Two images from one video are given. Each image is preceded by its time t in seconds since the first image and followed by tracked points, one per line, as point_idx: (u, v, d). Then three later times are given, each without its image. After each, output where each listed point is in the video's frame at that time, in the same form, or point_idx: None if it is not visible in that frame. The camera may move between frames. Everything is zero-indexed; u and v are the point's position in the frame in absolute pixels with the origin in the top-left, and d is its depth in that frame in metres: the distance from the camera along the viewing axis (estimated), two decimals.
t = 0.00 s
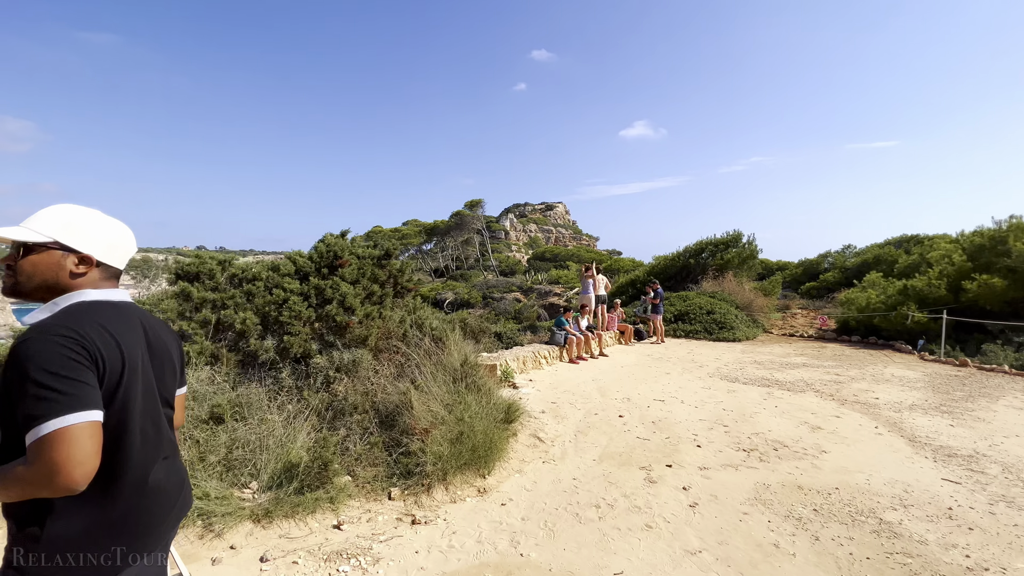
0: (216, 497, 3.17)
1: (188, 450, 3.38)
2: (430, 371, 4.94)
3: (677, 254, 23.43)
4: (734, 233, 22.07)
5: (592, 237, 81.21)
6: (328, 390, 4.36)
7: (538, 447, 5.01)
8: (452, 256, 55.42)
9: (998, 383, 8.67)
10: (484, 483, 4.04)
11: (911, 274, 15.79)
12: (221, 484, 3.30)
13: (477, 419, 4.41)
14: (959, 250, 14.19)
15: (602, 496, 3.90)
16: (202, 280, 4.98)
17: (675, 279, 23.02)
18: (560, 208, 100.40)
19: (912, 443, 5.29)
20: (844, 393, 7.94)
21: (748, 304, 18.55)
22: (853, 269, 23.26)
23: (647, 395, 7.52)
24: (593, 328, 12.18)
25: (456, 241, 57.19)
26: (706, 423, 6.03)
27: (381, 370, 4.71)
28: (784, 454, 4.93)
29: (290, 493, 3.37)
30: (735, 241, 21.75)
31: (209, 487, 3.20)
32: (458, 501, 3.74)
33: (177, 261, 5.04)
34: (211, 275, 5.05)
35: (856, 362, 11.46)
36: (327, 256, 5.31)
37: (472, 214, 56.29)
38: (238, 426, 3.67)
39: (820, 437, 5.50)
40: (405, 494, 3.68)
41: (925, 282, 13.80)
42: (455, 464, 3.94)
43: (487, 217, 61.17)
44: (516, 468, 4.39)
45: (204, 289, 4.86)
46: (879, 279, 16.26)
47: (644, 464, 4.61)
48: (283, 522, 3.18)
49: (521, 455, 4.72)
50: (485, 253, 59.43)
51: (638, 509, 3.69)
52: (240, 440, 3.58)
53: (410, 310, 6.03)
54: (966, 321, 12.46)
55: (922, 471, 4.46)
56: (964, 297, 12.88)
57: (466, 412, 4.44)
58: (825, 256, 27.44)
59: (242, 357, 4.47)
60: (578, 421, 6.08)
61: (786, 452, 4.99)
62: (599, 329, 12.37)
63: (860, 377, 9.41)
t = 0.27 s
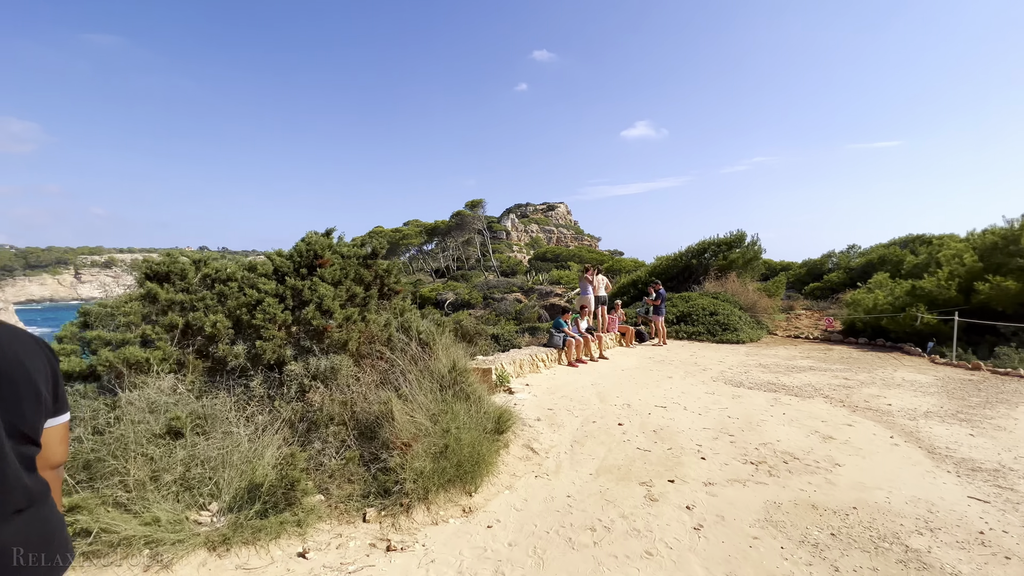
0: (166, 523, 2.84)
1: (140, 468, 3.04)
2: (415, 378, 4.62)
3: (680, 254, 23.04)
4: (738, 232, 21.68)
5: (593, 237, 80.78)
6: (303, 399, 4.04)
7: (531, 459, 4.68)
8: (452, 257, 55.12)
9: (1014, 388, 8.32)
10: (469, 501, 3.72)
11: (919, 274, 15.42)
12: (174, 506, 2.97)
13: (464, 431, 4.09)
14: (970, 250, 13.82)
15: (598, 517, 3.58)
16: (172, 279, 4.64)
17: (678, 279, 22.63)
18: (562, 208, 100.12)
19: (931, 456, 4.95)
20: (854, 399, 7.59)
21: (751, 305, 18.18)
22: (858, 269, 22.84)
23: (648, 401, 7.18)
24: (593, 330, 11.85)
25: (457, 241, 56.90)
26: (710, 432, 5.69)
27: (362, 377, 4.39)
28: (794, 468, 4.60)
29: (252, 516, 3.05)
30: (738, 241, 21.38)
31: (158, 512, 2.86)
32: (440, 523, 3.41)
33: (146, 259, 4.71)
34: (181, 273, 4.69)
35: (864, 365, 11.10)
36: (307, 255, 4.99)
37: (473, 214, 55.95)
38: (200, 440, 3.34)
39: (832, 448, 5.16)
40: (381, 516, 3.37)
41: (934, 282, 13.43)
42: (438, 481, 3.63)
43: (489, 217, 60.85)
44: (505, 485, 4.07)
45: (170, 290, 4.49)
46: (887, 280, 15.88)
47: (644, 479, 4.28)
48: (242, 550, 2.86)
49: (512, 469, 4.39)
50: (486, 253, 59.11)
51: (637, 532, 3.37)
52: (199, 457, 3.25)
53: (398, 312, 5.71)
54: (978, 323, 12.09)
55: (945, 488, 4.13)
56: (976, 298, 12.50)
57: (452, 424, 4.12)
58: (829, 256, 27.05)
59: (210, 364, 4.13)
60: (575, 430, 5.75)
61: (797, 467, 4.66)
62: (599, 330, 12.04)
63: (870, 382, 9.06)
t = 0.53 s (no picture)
0: (99, 548, 2.50)
1: (75, 485, 2.71)
2: (397, 382, 4.29)
3: (682, 253, 22.64)
4: (741, 232, 21.30)
5: (595, 238, 80.45)
6: (271, 405, 3.71)
7: (522, 469, 4.33)
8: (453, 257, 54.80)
9: None
10: (450, 518, 3.37)
11: (928, 274, 15.03)
12: (110, 527, 2.63)
13: (446, 439, 3.75)
14: (981, 249, 13.43)
15: (593, 537, 3.23)
16: (134, 275, 4.30)
17: (680, 279, 22.23)
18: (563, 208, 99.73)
19: (955, 465, 4.58)
20: (866, 403, 7.22)
21: (755, 306, 17.79)
22: (863, 269, 22.44)
23: (649, 405, 6.81)
24: (592, 331, 11.47)
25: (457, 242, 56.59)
26: (715, 439, 5.32)
27: (338, 380, 4.05)
28: (807, 480, 4.24)
29: (200, 537, 2.71)
30: (741, 241, 20.99)
31: (90, 535, 2.52)
32: (415, 543, 3.07)
33: (107, 254, 4.37)
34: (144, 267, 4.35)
35: (874, 367, 10.71)
36: (282, 249, 4.65)
37: (474, 214, 55.57)
38: (148, 451, 3.01)
39: (847, 457, 4.80)
40: (349, 536, 3.03)
41: (945, 281, 13.04)
42: (414, 496, 3.29)
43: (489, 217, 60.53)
44: (491, 499, 3.72)
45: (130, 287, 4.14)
46: (894, 279, 15.49)
47: (644, 492, 3.92)
48: None
49: (501, 480, 4.04)
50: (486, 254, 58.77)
51: (636, 555, 3.02)
52: (145, 470, 2.91)
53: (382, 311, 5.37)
54: (990, 324, 11.70)
55: (974, 503, 3.76)
56: (988, 298, 12.11)
57: (434, 432, 3.78)
58: (833, 257, 26.66)
59: (170, 367, 3.79)
60: (571, 437, 5.39)
61: (810, 478, 4.29)
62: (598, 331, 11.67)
63: (881, 385, 8.68)
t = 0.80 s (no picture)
0: None
1: None
2: (377, 396, 3.94)
3: (684, 255, 22.22)
4: (744, 233, 20.89)
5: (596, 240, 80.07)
6: (232, 423, 3.36)
7: (512, 491, 3.96)
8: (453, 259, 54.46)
9: None
10: (427, 551, 3.00)
11: (938, 277, 14.60)
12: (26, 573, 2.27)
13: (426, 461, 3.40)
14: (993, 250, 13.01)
15: None
16: (90, 279, 3.96)
17: (682, 282, 21.82)
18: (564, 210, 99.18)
19: (986, 487, 4.19)
20: (881, 413, 6.82)
21: (759, 309, 17.37)
22: (868, 271, 22.01)
23: (651, 416, 6.43)
24: (592, 335, 11.08)
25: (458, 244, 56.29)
26: (722, 455, 4.94)
27: (309, 395, 3.70)
28: (825, 504, 3.86)
29: None
30: (745, 242, 20.60)
31: None
32: None
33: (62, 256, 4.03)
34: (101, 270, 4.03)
35: (885, 373, 10.30)
36: (253, 250, 4.30)
37: (473, 216, 54.90)
38: (82, 480, 2.66)
39: (866, 477, 4.41)
40: None
41: (957, 284, 12.61)
42: (386, 528, 2.93)
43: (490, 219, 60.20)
44: (476, 528, 3.35)
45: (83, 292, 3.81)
46: (903, 281, 15.06)
47: (646, 519, 3.56)
48: None
49: (488, 505, 3.68)
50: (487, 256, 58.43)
51: None
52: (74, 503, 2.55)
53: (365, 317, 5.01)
54: (1005, 328, 11.29)
55: (1014, 534, 3.38)
56: (1002, 301, 11.69)
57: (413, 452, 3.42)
58: (837, 259, 26.24)
59: (121, 382, 3.44)
60: (568, 451, 5.02)
61: (829, 501, 3.91)
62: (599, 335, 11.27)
63: (895, 393, 8.27)
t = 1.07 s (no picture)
0: None
1: None
2: (352, 405, 3.59)
3: (687, 257, 21.84)
4: (748, 235, 20.51)
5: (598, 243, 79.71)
6: (185, 436, 3.02)
7: (500, 510, 3.60)
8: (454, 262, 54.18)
9: None
10: None
11: (949, 279, 14.19)
12: None
13: (402, 479, 3.06)
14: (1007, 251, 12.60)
15: None
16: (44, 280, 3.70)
17: (685, 284, 21.42)
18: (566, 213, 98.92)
19: None
20: (898, 421, 6.42)
21: (764, 311, 16.96)
22: (875, 274, 21.58)
23: (653, 424, 6.05)
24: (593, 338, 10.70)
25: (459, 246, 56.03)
26: (731, 468, 4.56)
27: (275, 404, 3.36)
28: (847, 526, 3.48)
29: None
30: (748, 244, 20.21)
31: None
32: None
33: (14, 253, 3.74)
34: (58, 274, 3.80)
35: (898, 377, 9.89)
36: (220, 244, 3.93)
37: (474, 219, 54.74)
38: None
39: (890, 494, 4.02)
40: None
41: (971, 285, 12.19)
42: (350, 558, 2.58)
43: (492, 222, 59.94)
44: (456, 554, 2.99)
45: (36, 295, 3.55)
46: (913, 283, 14.65)
47: (648, 543, 3.19)
48: None
49: (473, 526, 3.32)
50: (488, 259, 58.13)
51: None
52: None
53: (345, 319, 4.66)
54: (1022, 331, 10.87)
55: None
56: (1018, 303, 11.27)
57: (387, 470, 3.07)
58: (842, 261, 25.82)
59: (64, 390, 3.12)
60: (563, 464, 4.64)
61: (851, 523, 3.53)
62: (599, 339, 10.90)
63: (911, 399, 7.87)
